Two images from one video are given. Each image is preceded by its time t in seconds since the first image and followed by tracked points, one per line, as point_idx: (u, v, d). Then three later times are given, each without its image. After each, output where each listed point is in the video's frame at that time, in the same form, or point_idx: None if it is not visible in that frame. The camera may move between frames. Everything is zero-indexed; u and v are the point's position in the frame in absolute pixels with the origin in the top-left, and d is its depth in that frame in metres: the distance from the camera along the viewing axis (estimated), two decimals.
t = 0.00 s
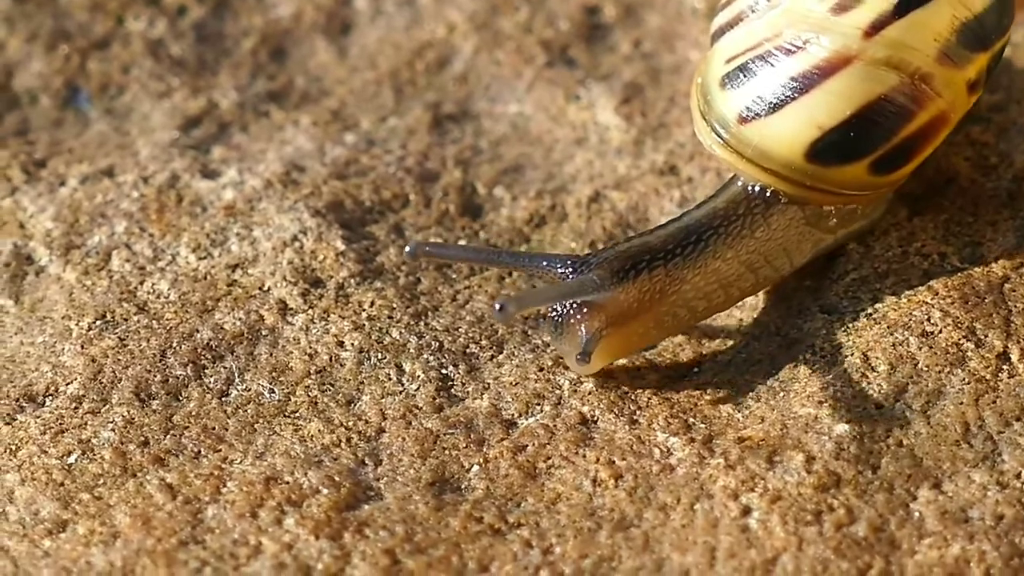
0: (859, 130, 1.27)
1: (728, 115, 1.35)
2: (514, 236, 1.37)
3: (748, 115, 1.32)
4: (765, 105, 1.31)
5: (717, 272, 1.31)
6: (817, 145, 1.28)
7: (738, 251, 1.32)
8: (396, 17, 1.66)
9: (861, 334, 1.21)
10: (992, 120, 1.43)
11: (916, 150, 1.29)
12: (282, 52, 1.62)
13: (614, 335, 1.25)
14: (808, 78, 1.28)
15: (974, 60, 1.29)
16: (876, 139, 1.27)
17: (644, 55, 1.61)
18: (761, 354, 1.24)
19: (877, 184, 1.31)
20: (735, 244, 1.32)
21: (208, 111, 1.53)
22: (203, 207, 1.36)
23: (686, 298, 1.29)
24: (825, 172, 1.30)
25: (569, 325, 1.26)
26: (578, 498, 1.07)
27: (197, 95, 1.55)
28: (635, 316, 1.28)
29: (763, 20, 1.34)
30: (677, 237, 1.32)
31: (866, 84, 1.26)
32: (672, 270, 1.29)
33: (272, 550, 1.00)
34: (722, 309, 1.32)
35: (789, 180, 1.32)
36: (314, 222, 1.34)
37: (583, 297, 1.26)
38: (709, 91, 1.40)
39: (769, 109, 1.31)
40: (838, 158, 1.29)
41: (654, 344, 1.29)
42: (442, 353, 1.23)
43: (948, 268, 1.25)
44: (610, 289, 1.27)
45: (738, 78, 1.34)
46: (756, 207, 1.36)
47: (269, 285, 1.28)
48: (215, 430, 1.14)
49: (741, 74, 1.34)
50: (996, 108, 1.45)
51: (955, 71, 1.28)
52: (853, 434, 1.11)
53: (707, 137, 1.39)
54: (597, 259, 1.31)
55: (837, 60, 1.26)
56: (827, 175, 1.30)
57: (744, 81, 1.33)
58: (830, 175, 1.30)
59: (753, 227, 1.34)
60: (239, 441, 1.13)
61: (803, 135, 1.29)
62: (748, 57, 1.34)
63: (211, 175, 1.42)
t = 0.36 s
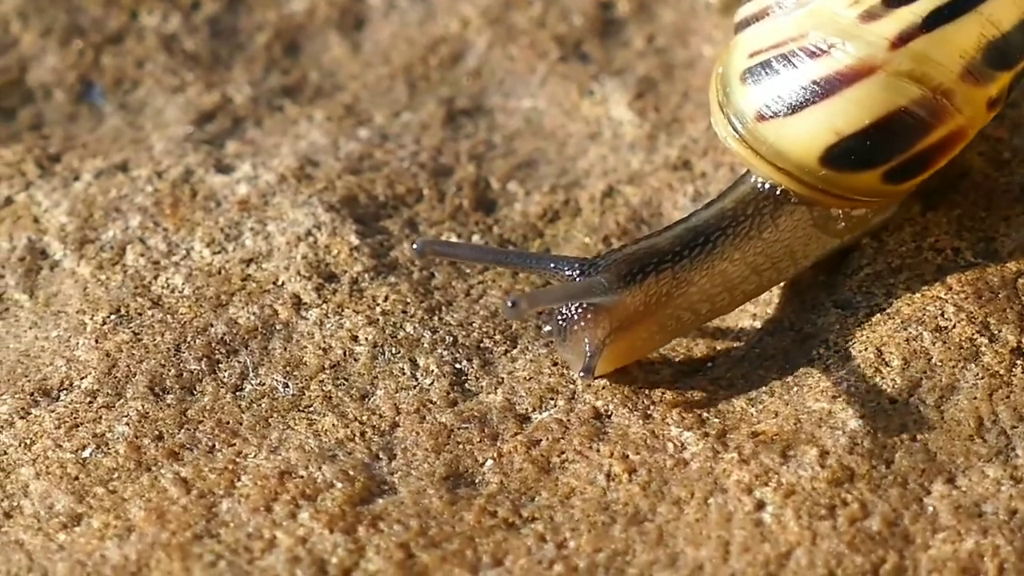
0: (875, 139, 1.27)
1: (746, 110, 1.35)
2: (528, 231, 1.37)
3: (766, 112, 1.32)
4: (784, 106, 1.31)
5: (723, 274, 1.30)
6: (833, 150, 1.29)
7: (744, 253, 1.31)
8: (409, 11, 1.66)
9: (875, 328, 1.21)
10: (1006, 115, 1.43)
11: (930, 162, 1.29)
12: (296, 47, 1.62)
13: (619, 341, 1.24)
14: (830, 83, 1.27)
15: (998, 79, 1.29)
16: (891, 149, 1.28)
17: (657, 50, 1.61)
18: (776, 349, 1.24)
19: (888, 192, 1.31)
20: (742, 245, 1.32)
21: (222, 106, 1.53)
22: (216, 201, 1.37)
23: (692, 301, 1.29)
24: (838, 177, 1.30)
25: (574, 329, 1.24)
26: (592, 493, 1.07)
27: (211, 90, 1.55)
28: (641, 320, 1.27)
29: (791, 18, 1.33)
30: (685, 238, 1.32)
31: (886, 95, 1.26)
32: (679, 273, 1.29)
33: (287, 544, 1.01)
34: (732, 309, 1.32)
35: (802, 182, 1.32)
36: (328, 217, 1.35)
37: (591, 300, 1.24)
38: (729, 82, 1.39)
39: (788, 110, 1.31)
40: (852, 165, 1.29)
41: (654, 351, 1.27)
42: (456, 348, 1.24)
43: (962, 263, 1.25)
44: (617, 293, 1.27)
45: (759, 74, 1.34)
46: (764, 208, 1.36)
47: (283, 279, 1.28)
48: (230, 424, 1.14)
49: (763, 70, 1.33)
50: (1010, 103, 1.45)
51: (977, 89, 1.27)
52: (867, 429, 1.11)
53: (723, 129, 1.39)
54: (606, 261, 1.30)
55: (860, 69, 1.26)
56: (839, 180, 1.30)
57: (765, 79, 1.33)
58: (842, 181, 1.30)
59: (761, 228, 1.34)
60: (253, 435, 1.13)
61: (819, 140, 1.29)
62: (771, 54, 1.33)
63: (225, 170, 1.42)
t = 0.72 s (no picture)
0: (884, 156, 1.27)
1: (758, 113, 1.34)
2: (536, 227, 1.38)
3: (777, 117, 1.32)
4: (795, 113, 1.30)
5: (722, 281, 1.30)
6: (840, 162, 1.28)
7: (743, 261, 1.31)
8: (417, 8, 1.66)
9: (883, 324, 1.21)
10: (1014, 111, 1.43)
11: (938, 180, 1.28)
12: (304, 44, 1.62)
13: (616, 345, 1.23)
14: (844, 96, 1.26)
15: (1012, 103, 1.28)
16: (899, 167, 1.27)
17: (665, 46, 1.61)
18: (784, 345, 1.25)
19: (893, 206, 1.31)
20: (742, 251, 1.31)
21: (230, 102, 1.53)
22: (224, 197, 1.37)
23: (690, 306, 1.29)
24: (843, 188, 1.30)
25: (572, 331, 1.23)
26: (600, 489, 1.07)
27: (219, 86, 1.56)
28: (638, 324, 1.26)
29: (810, 23, 1.31)
30: (687, 244, 1.31)
31: (899, 113, 1.25)
32: (679, 278, 1.28)
33: (295, 540, 1.00)
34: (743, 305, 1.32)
35: (807, 189, 1.32)
36: (336, 213, 1.35)
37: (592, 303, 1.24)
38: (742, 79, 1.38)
39: (799, 118, 1.30)
40: (858, 178, 1.28)
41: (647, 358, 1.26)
42: (464, 344, 1.24)
43: (970, 260, 1.25)
44: (617, 297, 1.26)
45: (773, 78, 1.33)
46: (766, 214, 1.35)
47: (291, 276, 1.28)
48: (238, 420, 1.14)
49: (777, 74, 1.32)
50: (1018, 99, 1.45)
51: (991, 114, 1.26)
52: (874, 425, 1.11)
53: (734, 128, 1.38)
54: (607, 264, 1.29)
55: (874, 85, 1.25)
56: (844, 192, 1.30)
57: (779, 83, 1.32)
58: (848, 192, 1.30)
59: (761, 234, 1.33)
60: (262, 431, 1.13)
61: (828, 151, 1.28)
62: (787, 58, 1.32)
63: (232, 166, 1.42)
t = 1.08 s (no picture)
0: (875, 150, 1.26)
1: (750, 109, 1.34)
2: (541, 223, 1.38)
3: (768, 114, 1.32)
4: (787, 109, 1.30)
5: (712, 278, 1.29)
6: (832, 157, 1.28)
7: (734, 258, 1.30)
8: (422, 4, 1.66)
9: (888, 319, 1.21)
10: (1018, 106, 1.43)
11: (930, 175, 1.28)
12: (309, 39, 1.62)
13: (605, 343, 1.22)
14: (833, 91, 1.26)
15: (1004, 97, 1.28)
16: (891, 161, 1.26)
17: (670, 42, 1.61)
18: (789, 339, 1.25)
19: (886, 201, 1.30)
20: (732, 249, 1.31)
21: (235, 97, 1.53)
22: (229, 192, 1.37)
23: (681, 303, 1.28)
24: (836, 184, 1.29)
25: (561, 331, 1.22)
26: (605, 484, 1.07)
27: (224, 81, 1.56)
28: (628, 321, 1.25)
29: (802, 20, 1.32)
30: (676, 242, 1.30)
31: (889, 107, 1.25)
32: (667, 274, 1.27)
33: (300, 535, 1.01)
34: (744, 300, 1.33)
35: (799, 185, 1.31)
36: (341, 208, 1.35)
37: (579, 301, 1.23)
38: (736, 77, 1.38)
39: (790, 114, 1.29)
40: (850, 173, 1.28)
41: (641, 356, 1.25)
42: (468, 339, 1.24)
43: (975, 255, 1.25)
44: (604, 293, 1.24)
45: (765, 74, 1.33)
46: (757, 211, 1.34)
47: (296, 271, 1.28)
48: (243, 415, 1.14)
49: (769, 71, 1.32)
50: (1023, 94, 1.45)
51: (982, 107, 1.26)
52: (880, 419, 1.11)
53: (727, 126, 1.38)
54: (594, 262, 1.28)
55: (864, 79, 1.25)
56: (836, 187, 1.29)
57: (770, 79, 1.32)
58: (840, 188, 1.29)
59: (753, 231, 1.32)
60: (267, 426, 1.13)
61: (819, 146, 1.28)
62: (779, 54, 1.32)
63: (238, 161, 1.42)
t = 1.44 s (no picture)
0: (874, 146, 1.26)
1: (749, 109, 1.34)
2: (552, 218, 1.38)
3: (767, 113, 1.31)
4: (784, 107, 1.30)
5: (713, 278, 1.29)
6: (831, 155, 1.27)
7: (734, 258, 1.30)
8: None
9: (899, 315, 1.21)
10: None
11: (931, 171, 1.27)
12: (319, 34, 1.62)
13: (606, 343, 1.22)
14: (830, 88, 1.26)
15: (1003, 92, 1.27)
16: (890, 157, 1.26)
17: (681, 38, 1.61)
18: (800, 335, 1.25)
19: (888, 199, 1.29)
20: (732, 248, 1.30)
21: (246, 92, 1.53)
22: (240, 187, 1.37)
23: (681, 302, 1.28)
24: (835, 182, 1.29)
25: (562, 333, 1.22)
26: (616, 479, 1.07)
27: (235, 76, 1.56)
28: (628, 321, 1.24)
29: (798, 19, 1.32)
30: (676, 242, 1.30)
31: (885, 103, 1.25)
32: (666, 274, 1.27)
33: (312, 529, 1.00)
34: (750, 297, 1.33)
35: (800, 184, 1.31)
36: (352, 203, 1.35)
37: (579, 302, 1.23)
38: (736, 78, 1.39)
39: (788, 112, 1.29)
40: (849, 170, 1.27)
41: (645, 354, 1.25)
42: (479, 334, 1.24)
43: (986, 251, 1.25)
44: (603, 293, 1.24)
45: (763, 75, 1.33)
46: (758, 210, 1.34)
47: (307, 265, 1.28)
48: (254, 410, 1.14)
49: (767, 71, 1.32)
50: None
51: (981, 101, 1.25)
52: (891, 414, 1.11)
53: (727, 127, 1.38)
54: (593, 263, 1.28)
55: (860, 76, 1.25)
56: (837, 185, 1.29)
57: (768, 79, 1.32)
58: (840, 185, 1.29)
59: (753, 231, 1.32)
60: (278, 420, 1.13)
61: (818, 144, 1.28)
62: (777, 54, 1.32)
63: (249, 156, 1.42)
